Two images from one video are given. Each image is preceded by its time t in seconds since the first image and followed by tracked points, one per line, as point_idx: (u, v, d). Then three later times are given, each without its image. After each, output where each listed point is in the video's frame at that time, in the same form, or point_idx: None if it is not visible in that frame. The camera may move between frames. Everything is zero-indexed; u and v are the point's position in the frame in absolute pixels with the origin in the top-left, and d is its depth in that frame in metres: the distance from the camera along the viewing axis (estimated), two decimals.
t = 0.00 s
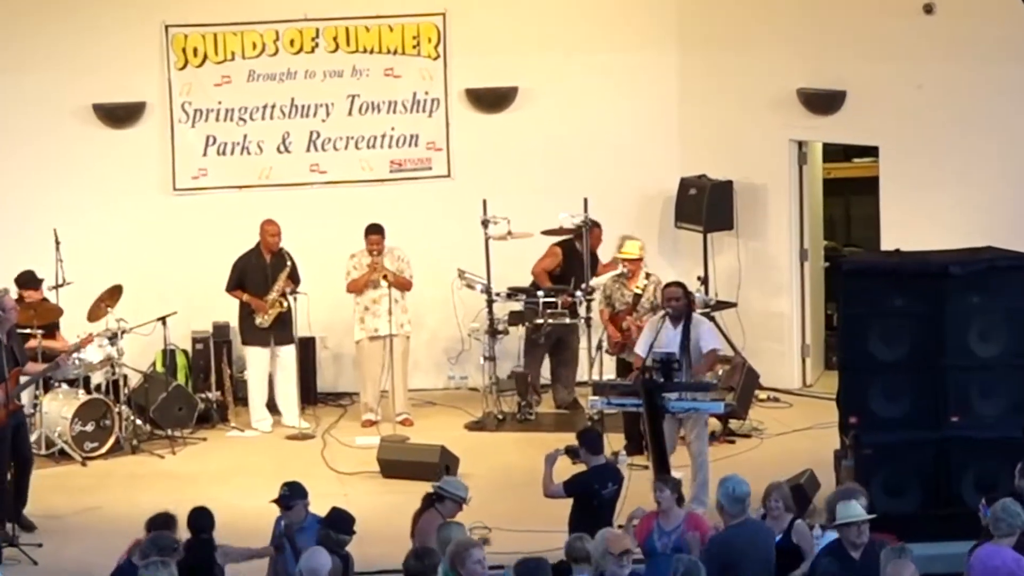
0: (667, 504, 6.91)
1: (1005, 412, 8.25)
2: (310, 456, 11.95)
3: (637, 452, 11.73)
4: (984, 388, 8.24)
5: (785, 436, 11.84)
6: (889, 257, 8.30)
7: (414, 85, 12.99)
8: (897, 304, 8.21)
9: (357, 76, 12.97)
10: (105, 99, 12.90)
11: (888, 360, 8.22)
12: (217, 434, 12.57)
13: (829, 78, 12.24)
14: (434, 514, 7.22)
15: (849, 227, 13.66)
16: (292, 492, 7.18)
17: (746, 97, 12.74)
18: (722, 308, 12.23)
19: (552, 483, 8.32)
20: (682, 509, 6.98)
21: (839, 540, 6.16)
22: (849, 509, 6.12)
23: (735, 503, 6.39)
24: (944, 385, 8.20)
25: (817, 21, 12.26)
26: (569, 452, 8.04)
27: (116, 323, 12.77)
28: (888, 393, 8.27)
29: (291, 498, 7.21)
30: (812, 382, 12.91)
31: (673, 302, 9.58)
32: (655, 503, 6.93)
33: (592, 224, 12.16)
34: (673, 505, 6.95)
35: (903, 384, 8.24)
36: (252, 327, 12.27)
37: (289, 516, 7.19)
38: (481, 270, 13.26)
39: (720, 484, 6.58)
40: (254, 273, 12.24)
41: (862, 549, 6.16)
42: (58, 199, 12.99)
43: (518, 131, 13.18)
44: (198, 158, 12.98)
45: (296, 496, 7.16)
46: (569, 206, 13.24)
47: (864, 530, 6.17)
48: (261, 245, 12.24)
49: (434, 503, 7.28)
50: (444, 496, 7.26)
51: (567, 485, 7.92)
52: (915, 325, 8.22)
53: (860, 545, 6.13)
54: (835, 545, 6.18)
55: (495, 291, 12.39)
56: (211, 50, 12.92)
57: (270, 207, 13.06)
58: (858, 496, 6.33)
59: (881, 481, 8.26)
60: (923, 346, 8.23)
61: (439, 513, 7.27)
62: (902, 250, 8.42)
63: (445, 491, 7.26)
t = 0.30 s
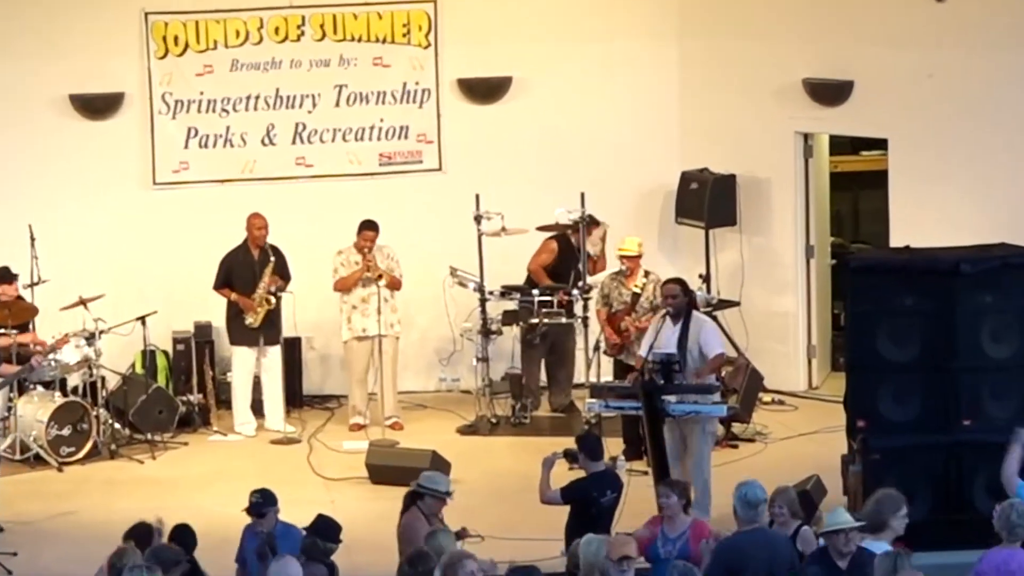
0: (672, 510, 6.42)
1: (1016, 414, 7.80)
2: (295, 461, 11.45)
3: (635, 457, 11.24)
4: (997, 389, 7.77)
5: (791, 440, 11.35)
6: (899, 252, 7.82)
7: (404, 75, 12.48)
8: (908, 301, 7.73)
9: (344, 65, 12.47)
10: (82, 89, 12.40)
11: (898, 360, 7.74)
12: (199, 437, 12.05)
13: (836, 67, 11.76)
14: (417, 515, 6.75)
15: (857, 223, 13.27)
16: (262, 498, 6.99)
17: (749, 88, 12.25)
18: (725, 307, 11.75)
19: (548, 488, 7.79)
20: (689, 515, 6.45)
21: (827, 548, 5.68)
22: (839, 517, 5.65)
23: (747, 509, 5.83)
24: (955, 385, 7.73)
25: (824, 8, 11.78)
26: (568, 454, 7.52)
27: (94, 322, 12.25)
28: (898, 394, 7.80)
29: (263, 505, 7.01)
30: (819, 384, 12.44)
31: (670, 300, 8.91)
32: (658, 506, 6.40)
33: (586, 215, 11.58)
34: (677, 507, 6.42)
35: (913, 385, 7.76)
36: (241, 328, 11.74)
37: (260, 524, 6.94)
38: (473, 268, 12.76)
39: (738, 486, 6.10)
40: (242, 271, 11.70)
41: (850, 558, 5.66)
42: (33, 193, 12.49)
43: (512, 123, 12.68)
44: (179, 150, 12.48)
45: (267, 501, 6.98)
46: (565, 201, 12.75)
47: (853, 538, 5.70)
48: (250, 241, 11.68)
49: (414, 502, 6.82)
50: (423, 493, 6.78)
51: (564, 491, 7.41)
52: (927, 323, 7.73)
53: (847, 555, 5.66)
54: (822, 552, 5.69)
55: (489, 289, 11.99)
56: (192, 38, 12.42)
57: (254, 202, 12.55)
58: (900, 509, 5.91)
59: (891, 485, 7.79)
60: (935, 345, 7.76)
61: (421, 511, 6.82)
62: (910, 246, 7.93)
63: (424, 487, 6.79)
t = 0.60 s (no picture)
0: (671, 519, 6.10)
1: None
2: (279, 466, 10.94)
3: (635, 463, 10.68)
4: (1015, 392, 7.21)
5: (797, 444, 10.85)
6: (909, 247, 7.29)
7: (393, 64, 11.98)
8: (918, 299, 7.20)
9: (331, 54, 11.97)
10: (58, 79, 11.95)
11: (907, 362, 7.22)
12: (179, 442, 11.52)
13: (844, 56, 11.29)
14: (395, 526, 6.34)
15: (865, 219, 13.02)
16: (235, 503, 6.59)
17: (752, 78, 11.76)
18: (728, 306, 11.23)
19: (545, 495, 7.38)
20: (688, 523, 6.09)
21: (817, 554, 5.84)
22: (826, 525, 5.75)
23: (754, 512, 5.60)
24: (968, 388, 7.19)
25: None
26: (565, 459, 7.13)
27: (69, 321, 11.74)
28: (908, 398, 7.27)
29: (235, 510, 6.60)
30: (825, 387, 11.97)
31: (670, 299, 8.34)
32: (653, 504, 6.13)
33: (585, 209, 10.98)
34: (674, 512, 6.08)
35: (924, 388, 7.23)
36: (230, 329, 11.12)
37: (232, 530, 6.58)
38: (465, 265, 12.25)
39: (750, 490, 5.77)
40: (230, 269, 11.10)
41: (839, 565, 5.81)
42: (6, 188, 12.05)
43: (505, 114, 12.17)
44: (158, 142, 11.98)
45: (241, 506, 6.57)
46: (561, 195, 12.23)
47: (845, 545, 5.84)
48: (238, 239, 11.07)
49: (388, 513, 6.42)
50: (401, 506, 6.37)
51: (560, 498, 7.03)
52: (938, 322, 7.20)
53: (838, 561, 5.81)
54: (813, 559, 5.86)
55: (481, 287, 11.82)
56: (172, 25, 11.93)
57: (237, 196, 12.05)
58: (949, 509, 5.68)
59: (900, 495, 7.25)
60: (947, 345, 7.22)
61: (396, 523, 6.40)
62: (920, 242, 7.39)
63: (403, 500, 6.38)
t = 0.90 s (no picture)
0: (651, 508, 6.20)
1: None
2: (261, 472, 10.42)
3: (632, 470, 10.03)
4: None
5: (803, 450, 10.36)
6: (922, 246, 7.17)
7: (381, 52, 11.48)
8: (931, 299, 7.07)
9: (316, 41, 11.47)
10: (31, 68, 11.46)
11: (920, 364, 7.10)
12: (157, 447, 10.98)
13: (851, 44, 10.81)
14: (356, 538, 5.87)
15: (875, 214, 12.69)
16: (216, 511, 6.20)
17: (755, 66, 11.28)
18: (731, 304, 10.74)
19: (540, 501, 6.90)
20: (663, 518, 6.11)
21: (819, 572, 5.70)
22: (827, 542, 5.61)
23: (746, 525, 5.52)
24: (982, 391, 7.07)
25: None
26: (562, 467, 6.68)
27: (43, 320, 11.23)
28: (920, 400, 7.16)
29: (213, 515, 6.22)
30: (833, 390, 11.49)
31: (671, 297, 7.80)
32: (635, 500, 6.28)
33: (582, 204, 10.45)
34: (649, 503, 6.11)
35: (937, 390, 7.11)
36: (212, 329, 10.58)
37: (214, 539, 6.21)
38: (457, 262, 11.75)
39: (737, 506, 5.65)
40: (211, 267, 10.55)
41: None
42: None
43: (498, 105, 11.67)
44: (135, 134, 11.49)
45: (223, 515, 6.18)
46: (556, 190, 11.74)
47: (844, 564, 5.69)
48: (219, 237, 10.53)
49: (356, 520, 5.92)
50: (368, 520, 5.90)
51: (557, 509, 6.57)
52: (953, 323, 7.06)
53: None
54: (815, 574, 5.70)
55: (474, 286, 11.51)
56: (150, 11, 11.43)
57: (217, 191, 11.56)
58: (1004, 516, 5.58)
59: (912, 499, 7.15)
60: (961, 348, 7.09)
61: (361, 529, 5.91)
62: (930, 239, 7.28)
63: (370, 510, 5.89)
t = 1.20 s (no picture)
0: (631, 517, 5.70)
1: None
2: (242, 477, 9.87)
3: (632, 476, 9.34)
4: None
5: (810, 455, 9.86)
6: (930, 242, 6.66)
7: (369, 39, 10.99)
8: (943, 296, 6.58)
9: (300, 27, 10.98)
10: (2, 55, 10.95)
11: (930, 365, 6.59)
12: (134, 453, 10.43)
13: (860, 30, 10.34)
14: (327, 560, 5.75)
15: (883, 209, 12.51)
16: (203, 523, 5.98)
17: (760, 55, 10.79)
18: (734, 303, 10.17)
19: (537, 511, 6.59)
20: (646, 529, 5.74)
21: (839, 575, 5.53)
22: (848, 543, 5.46)
23: (733, 533, 5.47)
24: (997, 394, 6.60)
25: None
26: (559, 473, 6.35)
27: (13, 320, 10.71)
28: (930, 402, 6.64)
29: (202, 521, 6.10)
30: (841, 392, 11.01)
31: (673, 296, 7.26)
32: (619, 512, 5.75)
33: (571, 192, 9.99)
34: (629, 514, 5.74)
35: (947, 392, 6.62)
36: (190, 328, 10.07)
37: (199, 551, 5.98)
38: (447, 259, 11.25)
39: (723, 513, 5.64)
40: (187, 261, 10.07)
41: None
42: None
43: (491, 94, 11.17)
44: (111, 125, 11.00)
45: (211, 527, 5.95)
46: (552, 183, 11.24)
47: (868, 567, 5.53)
48: (194, 230, 10.04)
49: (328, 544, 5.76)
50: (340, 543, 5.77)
51: (552, 516, 6.22)
52: (965, 321, 6.58)
53: None
54: None
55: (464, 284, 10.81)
56: None
57: (196, 184, 11.06)
58: None
59: (923, 507, 6.62)
60: (973, 348, 6.61)
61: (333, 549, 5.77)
62: (944, 234, 6.76)
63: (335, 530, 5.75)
